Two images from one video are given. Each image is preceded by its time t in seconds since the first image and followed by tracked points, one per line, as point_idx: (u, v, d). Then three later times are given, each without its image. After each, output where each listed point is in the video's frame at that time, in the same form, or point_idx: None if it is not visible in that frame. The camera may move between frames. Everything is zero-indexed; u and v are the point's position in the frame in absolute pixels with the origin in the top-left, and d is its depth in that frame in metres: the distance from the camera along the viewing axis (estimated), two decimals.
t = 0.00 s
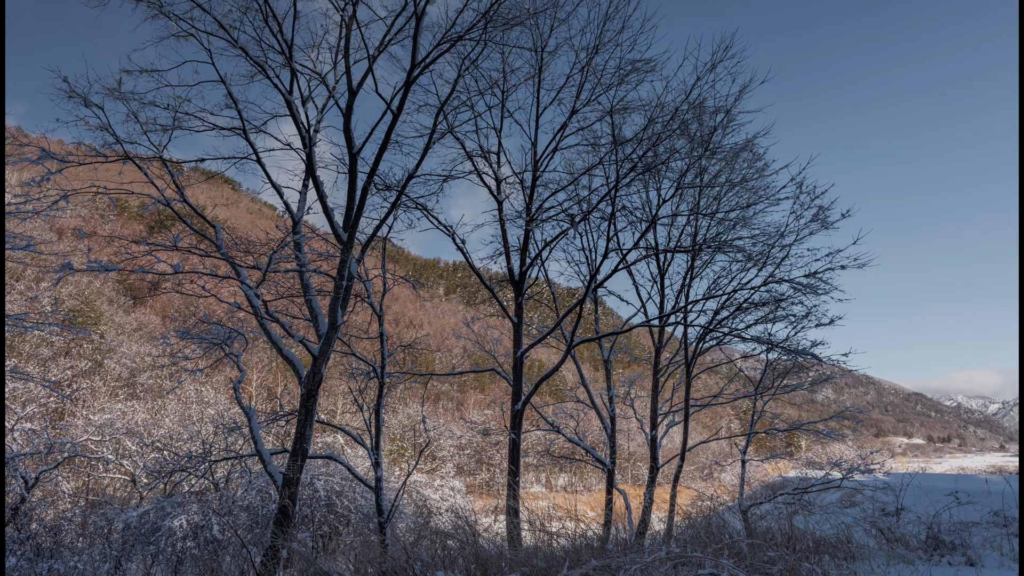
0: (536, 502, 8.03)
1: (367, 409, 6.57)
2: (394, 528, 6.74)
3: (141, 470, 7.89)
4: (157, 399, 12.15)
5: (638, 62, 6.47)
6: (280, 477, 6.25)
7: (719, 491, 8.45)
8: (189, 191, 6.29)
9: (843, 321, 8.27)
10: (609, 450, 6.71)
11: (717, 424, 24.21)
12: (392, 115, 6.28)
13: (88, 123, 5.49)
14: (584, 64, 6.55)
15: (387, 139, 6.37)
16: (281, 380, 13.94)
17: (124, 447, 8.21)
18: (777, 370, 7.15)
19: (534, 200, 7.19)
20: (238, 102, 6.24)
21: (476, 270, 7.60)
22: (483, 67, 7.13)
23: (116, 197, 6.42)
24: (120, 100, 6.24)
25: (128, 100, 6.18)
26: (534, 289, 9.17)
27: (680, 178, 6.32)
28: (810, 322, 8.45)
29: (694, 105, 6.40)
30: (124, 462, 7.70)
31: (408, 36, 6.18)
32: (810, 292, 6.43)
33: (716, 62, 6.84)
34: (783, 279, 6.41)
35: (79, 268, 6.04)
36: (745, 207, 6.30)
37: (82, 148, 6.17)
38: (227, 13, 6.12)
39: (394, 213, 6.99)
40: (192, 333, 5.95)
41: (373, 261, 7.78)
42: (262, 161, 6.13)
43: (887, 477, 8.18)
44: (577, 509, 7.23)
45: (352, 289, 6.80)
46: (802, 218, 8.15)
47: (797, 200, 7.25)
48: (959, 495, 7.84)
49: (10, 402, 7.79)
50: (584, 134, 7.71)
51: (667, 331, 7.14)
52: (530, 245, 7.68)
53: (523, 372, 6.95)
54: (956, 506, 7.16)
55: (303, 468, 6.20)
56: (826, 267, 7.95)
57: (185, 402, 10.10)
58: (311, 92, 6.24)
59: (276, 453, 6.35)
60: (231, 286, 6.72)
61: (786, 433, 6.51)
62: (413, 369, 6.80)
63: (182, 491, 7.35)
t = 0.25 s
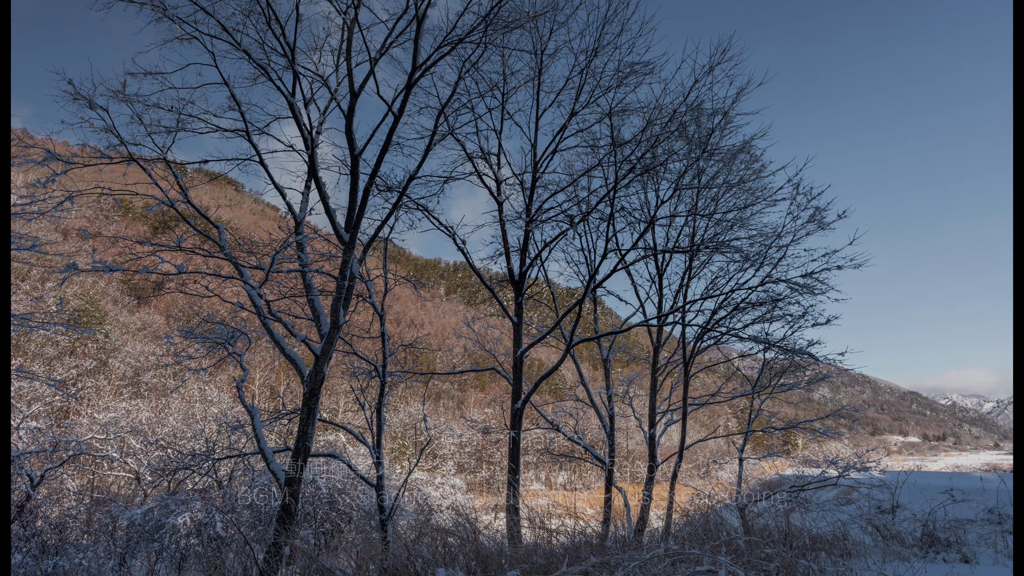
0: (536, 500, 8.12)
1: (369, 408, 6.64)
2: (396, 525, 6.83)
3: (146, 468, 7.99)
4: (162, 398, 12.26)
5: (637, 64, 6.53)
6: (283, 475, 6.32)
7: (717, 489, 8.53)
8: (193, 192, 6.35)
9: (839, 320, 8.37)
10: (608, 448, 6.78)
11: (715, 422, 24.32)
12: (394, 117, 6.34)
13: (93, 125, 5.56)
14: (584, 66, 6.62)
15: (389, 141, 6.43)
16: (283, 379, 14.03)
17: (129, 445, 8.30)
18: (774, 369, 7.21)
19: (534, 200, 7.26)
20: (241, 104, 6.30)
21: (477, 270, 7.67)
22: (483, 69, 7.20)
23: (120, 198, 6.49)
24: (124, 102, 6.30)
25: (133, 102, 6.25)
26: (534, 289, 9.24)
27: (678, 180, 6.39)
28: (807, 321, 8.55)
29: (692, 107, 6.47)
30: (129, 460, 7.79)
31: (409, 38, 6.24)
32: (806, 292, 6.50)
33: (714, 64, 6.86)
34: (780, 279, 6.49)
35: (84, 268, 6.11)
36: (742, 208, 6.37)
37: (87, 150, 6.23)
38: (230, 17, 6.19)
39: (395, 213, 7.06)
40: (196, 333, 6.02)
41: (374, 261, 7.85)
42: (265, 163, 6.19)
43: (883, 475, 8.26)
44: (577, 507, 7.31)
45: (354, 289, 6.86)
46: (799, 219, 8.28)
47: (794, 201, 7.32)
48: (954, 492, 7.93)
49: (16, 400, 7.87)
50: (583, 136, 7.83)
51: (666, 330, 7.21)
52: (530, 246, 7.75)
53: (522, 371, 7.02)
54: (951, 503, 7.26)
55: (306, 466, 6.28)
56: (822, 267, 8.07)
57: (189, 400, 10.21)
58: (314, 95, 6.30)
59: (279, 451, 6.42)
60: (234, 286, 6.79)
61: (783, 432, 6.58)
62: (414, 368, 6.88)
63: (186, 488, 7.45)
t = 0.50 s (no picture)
0: (536, 497, 8.20)
1: (370, 406, 6.70)
2: (397, 522, 6.90)
3: (150, 466, 8.07)
4: (166, 397, 12.35)
5: (635, 67, 6.61)
6: (286, 473, 6.39)
7: (715, 487, 8.62)
8: (196, 193, 6.42)
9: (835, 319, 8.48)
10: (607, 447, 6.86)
11: (713, 421, 24.42)
12: (395, 119, 6.41)
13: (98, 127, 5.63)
14: (583, 69, 6.70)
15: (390, 142, 6.50)
16: (286, 378, 14.11)
17: (133, 443, 8.38)
18: (771, 368, 7.25)
19: (534, 201, 7.33)
20: (244, 106, 6.35)
21: (478, 270, 7.76)
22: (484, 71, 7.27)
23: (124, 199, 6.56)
24: (128, 104, 6.37)
25: (137, 104, 6.31)
26: (533, 289, 9.33)
27: (676, 181, 6.48)
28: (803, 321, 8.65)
29: (689, 109, 6.55)
30: (134, 458, 7.87)
31: (410, 41, 6.32)
32: (803, 292, 6.58)
33: (711, 67, 7.28)
34: (777, 279, 6.56)
35: (89, 268, 6.18)
36: (739, 209, 6.46)
37: (91, 151, 6.30)
38: (233, 20, 6.26)
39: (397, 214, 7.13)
40: (199, 332, 6.09)
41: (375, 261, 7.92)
42: (267, 164, 6.25)
43: (879, 473, 8.35)
44: (576, 504, 7.39)
45: (356, 289, 6.93)
46: (795, 219, 8.66)
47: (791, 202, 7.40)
48: (949, 490, 8.01)
49: (22, 399, 7.96)
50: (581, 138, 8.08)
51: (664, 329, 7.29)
52: (530, 246, 7.83)
53: (522, 370, 7.09)
54: (946, 501, 7.35)
55: (308, 464, 6.35)
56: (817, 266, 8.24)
57: (193, 399, 10.31)
58: (316, 97, 6.37)
59: (281, 449, 6.49)
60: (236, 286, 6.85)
61: (780, 430, 6.65)
62: (415, 367, 6.95)
63: (190, 486, 7.53)
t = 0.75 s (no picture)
0: (536, 495, 8.29)
1: (372, 405, 6.77)
2: (398, 520, 6.98)
3: (154, 463, 8.15)
4: (169, 396, 12.43)
5: (634, 69, 6.68)
6: (288, 471, 6.47)
7: (713, 485, 8.71)
8: (200, 194, 6.49)
9: (831, 319, 8.57)
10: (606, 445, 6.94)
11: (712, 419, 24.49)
12: (396, 121, 6.49)
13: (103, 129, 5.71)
14: (582, 71, 6.77)
15: (392, 144, 6.57)
16: (289, 377, 14.18)
17: (137, 441, 8.46)
18: (768, 367, 7.31)
19: (533, 202, 7.41)
20: (247, 108, 6.42)
21: (478, 270, 7.84)
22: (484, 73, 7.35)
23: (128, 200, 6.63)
24: (132, 106, 6.44)
25: (141, 106, 6.38)
26: (533, 289, 9.41)
27: (674, 182, 6.56)
28: (800, 320, 8.74)
29: (688, 111, 6.63)
30: (138, 456, 7.95)
31: (411, 44, 6.39)
32: (800, 292, 6.65)
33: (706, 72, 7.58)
34: (775, 280, 6.64)
35: (94, 269, 6.26)
36: (737, 210, 6.53)
37: (96, 153, 6.37)
38: (236, 23, 6.33)
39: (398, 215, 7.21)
40: (203, 332, 6.17)
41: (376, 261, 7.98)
42: (270, 165, 6.32)
43: (875, 471, 8.44)
44: (575, 502, 7.47)
45: (358, 289, 7.00)
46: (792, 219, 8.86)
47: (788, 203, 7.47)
48: (944, 488, 8.09)
49: (28, 398, 8.03)
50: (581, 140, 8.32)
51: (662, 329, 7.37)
52: (529, 246, 7.91)
53: (522, 369, 7.17)
54: (941, 499, 7.45)
55: (310, 462, 6.42)
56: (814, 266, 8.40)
57: (197, 398, 10.40)
58: (318, 99, 6.44)
59: (284, 447, 6.57)
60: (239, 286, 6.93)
61: (777, 428, 6.72)
62: (416, 366, 7.03)
63: (194, 484, 7.61)
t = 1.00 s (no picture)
0: (535, 493, 8.38)
1: (374, 404, 6.85)
2: (400, 518, 7.07)
3: (158, 462, 8.24)
4: (172, 395, 12.49)
5: (633, 71, 6.75)
6: (291, 469, 6.55)
7: (711, 483, 8.80)
8: (203, 195, 6.56)
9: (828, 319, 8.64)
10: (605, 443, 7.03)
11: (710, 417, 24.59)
12: (398, 123, 6.56)
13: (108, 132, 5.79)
14: (581, 74, 6.84)
15: (393, 145, 6.63)
16: (291, 376, 14.24)
17: (141, 440, 8.55)
18: (766, 366, 7.37)
19: (533, 203, 7.48)
20: (250, 110, 6.50)
21: (478, 270, 7.91)
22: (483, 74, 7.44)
23: (132, 201, 6.70)
24: (136, 108, 6.51)
25: (145, 108, 6.45)
26: (533, 289, 9.49)
27: (673, 183, 6.62)
28: (797, 320, 8.81)
29: (686, 113, 6.70)
30: (143, 454, 8.04)
31: (412, 46, 6.45)
32: (796, 292, 6.72)
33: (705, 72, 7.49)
34: (772, 279, 6.71)
35: (99, 269, 6.34)
36: (734, 211, 6.60)
37: (101, 154, 6.45)
38: (240, 26, 6.40)
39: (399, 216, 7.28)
40: (206, 331, 6.24)
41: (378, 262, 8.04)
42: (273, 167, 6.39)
43: (872, 469, 8.52)
44: (574, 499, 7.56)
45: (359, 289, 7.07)
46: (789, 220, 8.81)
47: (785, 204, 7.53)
48: (939, 486, 8.18)
49: (33, 397, 8.11)
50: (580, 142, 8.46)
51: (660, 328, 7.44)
52: (529, 246, 7.98)
53: (522, 369, 7.24)
54: (936, 496, 7.54)
55: (312, 461, 6.49)
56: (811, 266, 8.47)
57: (200, 397, 10.49)
58: (320, 101, 6.50)
59: (286, 446, 6.65)
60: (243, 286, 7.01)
61: (774, 427, 6.79)
62: (417, 365, 7.10)
63: (198, 482, 7.70)
